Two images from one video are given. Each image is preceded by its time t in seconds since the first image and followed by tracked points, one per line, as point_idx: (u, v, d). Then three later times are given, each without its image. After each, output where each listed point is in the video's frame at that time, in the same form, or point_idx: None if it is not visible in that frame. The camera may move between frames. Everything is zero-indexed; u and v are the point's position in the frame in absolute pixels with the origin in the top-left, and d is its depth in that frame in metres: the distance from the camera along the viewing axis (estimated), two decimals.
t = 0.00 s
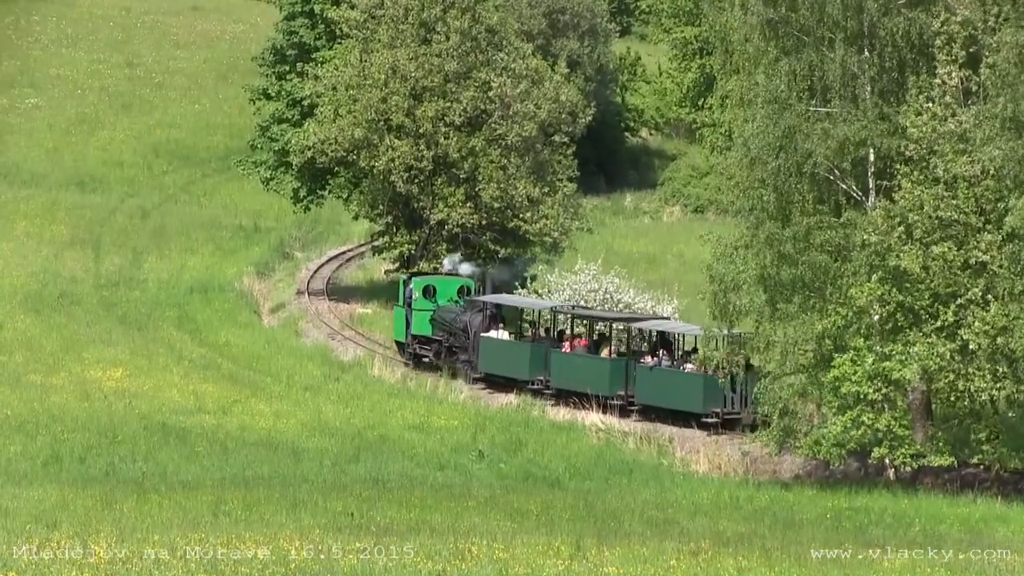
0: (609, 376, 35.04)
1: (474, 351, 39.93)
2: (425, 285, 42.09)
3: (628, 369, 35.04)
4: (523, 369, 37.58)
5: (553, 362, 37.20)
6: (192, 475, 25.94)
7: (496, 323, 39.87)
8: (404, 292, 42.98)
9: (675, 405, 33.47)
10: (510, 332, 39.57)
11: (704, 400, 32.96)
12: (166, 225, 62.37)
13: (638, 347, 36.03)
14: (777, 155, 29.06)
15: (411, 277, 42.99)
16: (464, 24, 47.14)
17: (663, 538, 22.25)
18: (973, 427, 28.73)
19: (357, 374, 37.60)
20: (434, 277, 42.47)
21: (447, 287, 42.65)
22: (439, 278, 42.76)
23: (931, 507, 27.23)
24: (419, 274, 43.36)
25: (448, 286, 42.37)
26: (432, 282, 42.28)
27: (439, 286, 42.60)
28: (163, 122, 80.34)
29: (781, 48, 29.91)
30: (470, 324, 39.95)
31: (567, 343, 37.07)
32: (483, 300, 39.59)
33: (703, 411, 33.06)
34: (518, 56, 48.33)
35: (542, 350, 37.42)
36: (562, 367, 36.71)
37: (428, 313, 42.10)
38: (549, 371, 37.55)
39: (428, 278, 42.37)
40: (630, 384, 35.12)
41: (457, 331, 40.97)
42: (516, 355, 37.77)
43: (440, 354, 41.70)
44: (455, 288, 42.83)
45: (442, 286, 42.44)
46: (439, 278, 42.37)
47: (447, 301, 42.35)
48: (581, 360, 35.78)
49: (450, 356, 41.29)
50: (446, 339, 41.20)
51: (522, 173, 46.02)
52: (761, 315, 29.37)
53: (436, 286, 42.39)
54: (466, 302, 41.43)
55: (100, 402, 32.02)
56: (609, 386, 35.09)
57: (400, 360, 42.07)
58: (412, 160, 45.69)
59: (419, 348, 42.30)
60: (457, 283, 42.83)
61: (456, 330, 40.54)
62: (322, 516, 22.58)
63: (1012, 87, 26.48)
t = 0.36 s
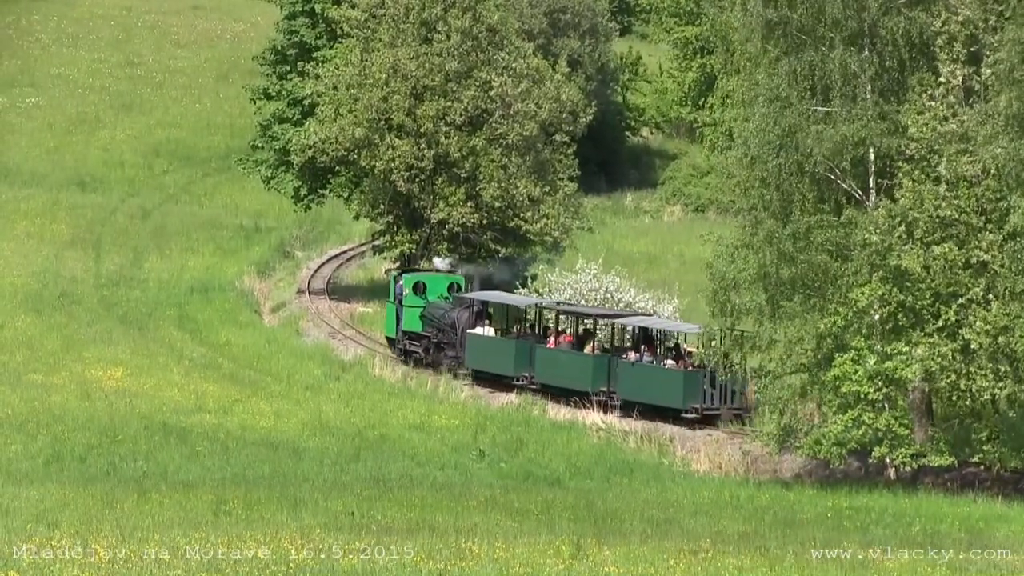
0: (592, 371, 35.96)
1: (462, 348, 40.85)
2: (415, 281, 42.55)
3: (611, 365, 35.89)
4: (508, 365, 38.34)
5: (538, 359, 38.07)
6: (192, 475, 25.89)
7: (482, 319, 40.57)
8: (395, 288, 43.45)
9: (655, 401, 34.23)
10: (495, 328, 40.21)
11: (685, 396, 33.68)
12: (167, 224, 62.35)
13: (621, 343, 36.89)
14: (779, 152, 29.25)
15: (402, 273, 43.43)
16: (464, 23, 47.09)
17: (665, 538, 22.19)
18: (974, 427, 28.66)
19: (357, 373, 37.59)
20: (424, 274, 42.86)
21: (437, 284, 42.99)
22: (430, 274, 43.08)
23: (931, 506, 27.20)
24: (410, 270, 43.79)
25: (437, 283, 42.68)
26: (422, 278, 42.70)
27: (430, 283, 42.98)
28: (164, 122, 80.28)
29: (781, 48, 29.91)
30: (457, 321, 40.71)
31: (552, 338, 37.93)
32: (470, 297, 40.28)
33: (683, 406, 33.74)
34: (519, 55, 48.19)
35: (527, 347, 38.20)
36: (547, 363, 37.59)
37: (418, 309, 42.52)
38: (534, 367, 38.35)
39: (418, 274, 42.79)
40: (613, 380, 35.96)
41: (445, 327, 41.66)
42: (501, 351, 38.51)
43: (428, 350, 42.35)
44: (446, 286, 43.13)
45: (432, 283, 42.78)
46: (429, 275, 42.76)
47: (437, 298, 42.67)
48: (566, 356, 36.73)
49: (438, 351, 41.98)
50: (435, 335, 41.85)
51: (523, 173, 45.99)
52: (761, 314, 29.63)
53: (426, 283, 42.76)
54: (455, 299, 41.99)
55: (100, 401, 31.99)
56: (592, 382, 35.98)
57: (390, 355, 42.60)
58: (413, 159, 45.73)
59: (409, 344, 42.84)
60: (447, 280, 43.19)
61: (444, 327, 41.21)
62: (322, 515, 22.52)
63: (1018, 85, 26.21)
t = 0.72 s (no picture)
0: (575, 368, 36.32)
1: (450, 345, 41.18)
2: (407, 279, 43.18)
3: (594, 362, 36.22)
4: (494, 362, 38.74)
5: (523, 356, 38.47)
6: (193, 475, 25.90)
7: (469, 317, 41.01)
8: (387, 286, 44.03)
9: (637, 397, 34.56)
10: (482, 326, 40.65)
11: (665, 393, 34.16)
12: (168, 224, 62.38)
13: (605, 340, 37.20)
14: (779, 154, 29.17)
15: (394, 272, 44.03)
16: (466, 23, 47.10)
17: (666, 538, 22.17)
18: (975, 428, 28.69)
19: (358, 373, 37.61)
20: (415, 272, 43.59)
21: (428, 282, 43.71)
22: (421, 272, 43.81)
23: (931, 506, 27.21)
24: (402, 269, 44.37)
25: (429, 280, 43.47)
26: (414, 276, 43.41)
27: (421, 280, 43.65)
28: (165, 121, 80.27)
29: (782, 46, 30.11)
30: (445, 318, 41.12)
31: (537, 335, 38.39)
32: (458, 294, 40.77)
33: (665, 404, 34.23)
34: (520, 55, 48.07)
35: (513, 344, 38.59)
36: (532, 360, 38.00)
37: (409, 306, 43.04)
38: (519, 364, 38.74)
39: (410, 272, 43.47)
40: (596, 376, 36.31)
41: (435, 325, 42.03)
42: (487, 348, 38.92)
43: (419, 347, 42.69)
44: (436, 284, 43.92)
45: (423, 281, 43.52)
46: (420, 272, 43.52)
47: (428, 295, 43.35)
48: (550, 352, 37.11)
49: (427, 349, 42.30)
50: (424, 333, 42.19)
51: (524, 173, 45.96)
52: (763, 313, 29.83)
53: (417, 280, 43.43)
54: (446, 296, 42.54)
55: (101, 401, 31.98)
56: (576, 378, 36.34)
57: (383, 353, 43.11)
58: (414, 160, 45.77)
59: (401, 341, 43.28)
60: (438, 277, 43.81)
61: (433, 324, 41.65)
62: (323, 515, 22.52)
63: None
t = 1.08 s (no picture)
0: (560, 365, 36.88)
1: (439, 342, 41.38)
2: (398, 277, 43.32)
3: (578, 359, 36.77)
4: (481, 359, 39.10)
5: (510, 353, 38.92)
6: (196, 475, 25.91)
7: (458, 314, 41.18)
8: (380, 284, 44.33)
9: (620, 394, 35.18)
10: (471, 323, 40.85)
11: (647, 389, 34.57)
12: (170, 224, 62.43)
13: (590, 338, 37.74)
14: (780, 154, 29.23)
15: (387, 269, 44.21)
16: (467, 23, 47.14)
17: (667, 538, 22.20)
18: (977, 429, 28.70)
19: (361, 374, 37.61)
20: (407, 270, 43.68)
21: (421, 279, 43.76)
22: (413, 269, 43.88)
23: (934, 506, 27.22)
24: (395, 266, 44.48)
25: (420, 278, 43.50)
26: (405, 274, 43.49)
27: (413, 278, 43.73)
28: (166, 122, 80.26)
29: (783, 47, 30.24)
30: (435, 315, 41.31)
31: (523, 333, 38.83)
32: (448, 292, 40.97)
33: (647, 401, 34.62)
34: (522, 55, 48.16)
35: (501, 341, 39.01)
36: (519, 358, 38.43)
37: (401, 304, 43.31)
38: (507, 361, 39.15)
39: (401, 270, 43.59)
40: (581, 374, 36.82)
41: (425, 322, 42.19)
42: (474, 345, 39.30)
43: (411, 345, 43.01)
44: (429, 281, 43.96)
45: (415, 278, 43.59)
46: (412, 270, 43.59)
47: (420, 293, 43.44)
48: (535, 350, 37.62)
49: (418, 346, 42.54)
50: (415, 330, 42.42)
51: (525, 173, 45.95)
52: (766, 313, 30.15)
53: (409, 278, 43.55)
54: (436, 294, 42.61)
55: (103, 402, 31.99)
56: (561, 375, 36.88)
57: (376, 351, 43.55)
58: (416, 160, 45.80)
59: (393, 339, 43.82)
60: (430, 275, 43.86)
61: (424, 322, 41.76)
62: (325, 515, 22.55)
63: None
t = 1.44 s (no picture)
0: (544, 364, 37.53)
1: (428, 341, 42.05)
2: (389, 275, 43.93)
3: (561, 358, 37.42)
4: (468, 358, 39.78)
5: (496, 352, 39.57)
6: (197, 477, 25.91)
7: (446, 312, 41.71)
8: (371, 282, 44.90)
9: (602, 392, 35.90)
10: (458, 321, 41.37)
11: (628, 387, 35.36)
12: (171, 226, 62.44)
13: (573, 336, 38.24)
14: (780, 155, 29.25)
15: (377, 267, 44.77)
16: (468, 25, 47.22)
17: (667, 538, 22.27)
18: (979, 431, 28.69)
19: (362, 376, 37.59)
20: (398, 268, 44.31)
21: (411, 277, 44.45)
22: (404, 268, 44.50)
23: (934, 507, 27.22)
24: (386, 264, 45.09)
25: (411, 277, 44.15)
26: (396, 272, 44.11)
27: (403, 277, 44.40)
28: (167, 123, 80.27)
29: (784, 48, 30.18)
30: (423, 314, 41.91)
31: (509, 332, 39.42)
32: (435, 291, 41.48)
33: (627, 398, 35.37)
34: (523, 57, 48.21)
35: (486, 340, 39.66)
36: (504, 356, 39.08)
37: (392, 303, 43.93)
38: (492, 359, 39.80)
39: (393, 268, 44.20)
40: (564, 372, 37.53)
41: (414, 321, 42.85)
42: (461, 344, 39.95)
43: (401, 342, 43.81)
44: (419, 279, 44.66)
45: (406, 277, 44.24)
46: (403, 269, 44.21)
47: (411, 291, 44.13)
48: (520, 349, 38.22)
49: (408, 344, 43.31)
50: (405, 329, 43.12)
51: (526, 175, 46.00)
52: (764, 313, 30.15)
53: (400, 276, 44.17)
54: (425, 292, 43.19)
55: (104, 404, 31.98)
56: (544, 373, 37.54)
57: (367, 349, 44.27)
58: (416, 161, 45.79)
59: (384, 337, 44.57)
60: (420, 274, 44.55)
61: (413, 320, 42.36)
62: (326, 516, 22.59)
63: None
